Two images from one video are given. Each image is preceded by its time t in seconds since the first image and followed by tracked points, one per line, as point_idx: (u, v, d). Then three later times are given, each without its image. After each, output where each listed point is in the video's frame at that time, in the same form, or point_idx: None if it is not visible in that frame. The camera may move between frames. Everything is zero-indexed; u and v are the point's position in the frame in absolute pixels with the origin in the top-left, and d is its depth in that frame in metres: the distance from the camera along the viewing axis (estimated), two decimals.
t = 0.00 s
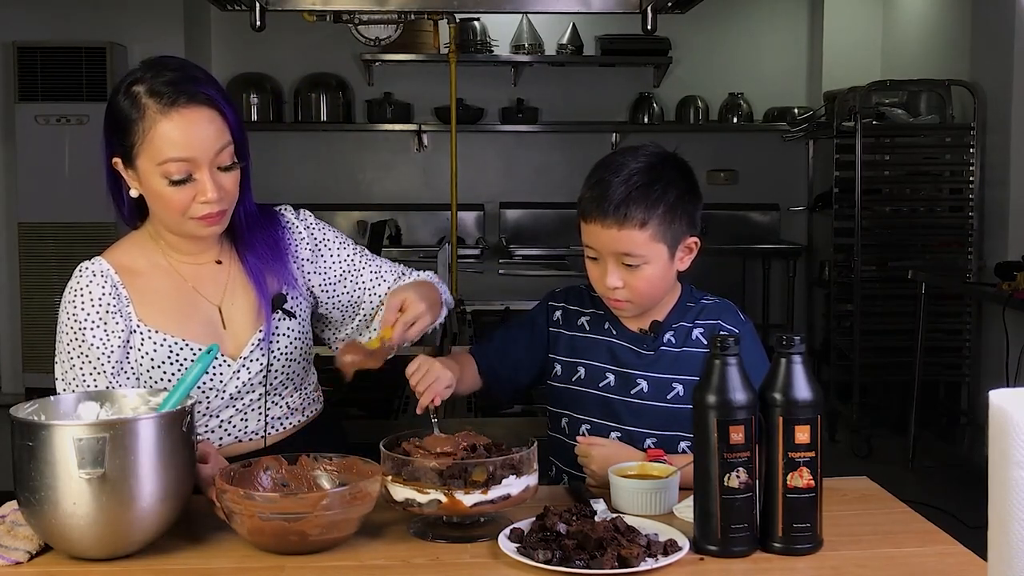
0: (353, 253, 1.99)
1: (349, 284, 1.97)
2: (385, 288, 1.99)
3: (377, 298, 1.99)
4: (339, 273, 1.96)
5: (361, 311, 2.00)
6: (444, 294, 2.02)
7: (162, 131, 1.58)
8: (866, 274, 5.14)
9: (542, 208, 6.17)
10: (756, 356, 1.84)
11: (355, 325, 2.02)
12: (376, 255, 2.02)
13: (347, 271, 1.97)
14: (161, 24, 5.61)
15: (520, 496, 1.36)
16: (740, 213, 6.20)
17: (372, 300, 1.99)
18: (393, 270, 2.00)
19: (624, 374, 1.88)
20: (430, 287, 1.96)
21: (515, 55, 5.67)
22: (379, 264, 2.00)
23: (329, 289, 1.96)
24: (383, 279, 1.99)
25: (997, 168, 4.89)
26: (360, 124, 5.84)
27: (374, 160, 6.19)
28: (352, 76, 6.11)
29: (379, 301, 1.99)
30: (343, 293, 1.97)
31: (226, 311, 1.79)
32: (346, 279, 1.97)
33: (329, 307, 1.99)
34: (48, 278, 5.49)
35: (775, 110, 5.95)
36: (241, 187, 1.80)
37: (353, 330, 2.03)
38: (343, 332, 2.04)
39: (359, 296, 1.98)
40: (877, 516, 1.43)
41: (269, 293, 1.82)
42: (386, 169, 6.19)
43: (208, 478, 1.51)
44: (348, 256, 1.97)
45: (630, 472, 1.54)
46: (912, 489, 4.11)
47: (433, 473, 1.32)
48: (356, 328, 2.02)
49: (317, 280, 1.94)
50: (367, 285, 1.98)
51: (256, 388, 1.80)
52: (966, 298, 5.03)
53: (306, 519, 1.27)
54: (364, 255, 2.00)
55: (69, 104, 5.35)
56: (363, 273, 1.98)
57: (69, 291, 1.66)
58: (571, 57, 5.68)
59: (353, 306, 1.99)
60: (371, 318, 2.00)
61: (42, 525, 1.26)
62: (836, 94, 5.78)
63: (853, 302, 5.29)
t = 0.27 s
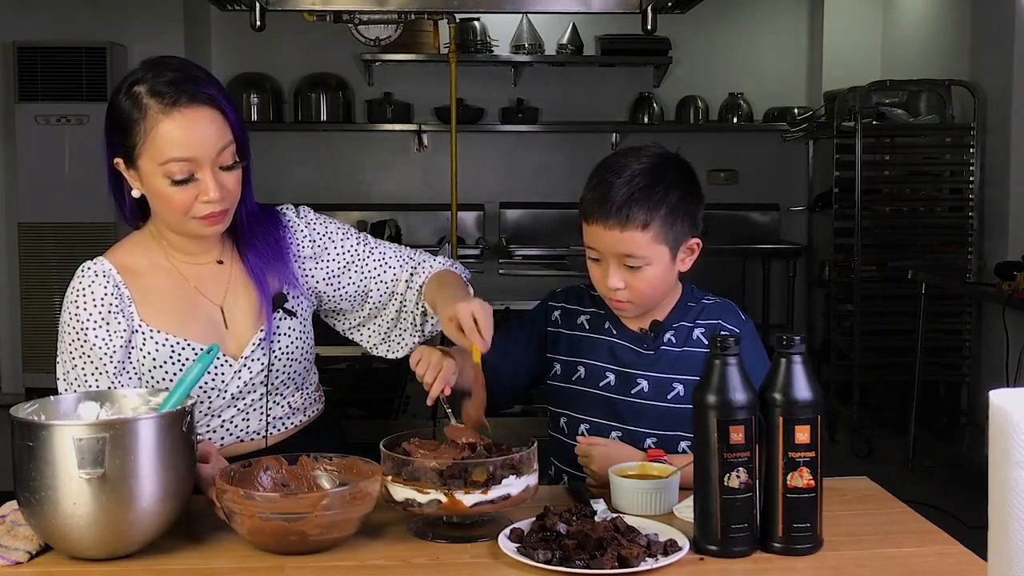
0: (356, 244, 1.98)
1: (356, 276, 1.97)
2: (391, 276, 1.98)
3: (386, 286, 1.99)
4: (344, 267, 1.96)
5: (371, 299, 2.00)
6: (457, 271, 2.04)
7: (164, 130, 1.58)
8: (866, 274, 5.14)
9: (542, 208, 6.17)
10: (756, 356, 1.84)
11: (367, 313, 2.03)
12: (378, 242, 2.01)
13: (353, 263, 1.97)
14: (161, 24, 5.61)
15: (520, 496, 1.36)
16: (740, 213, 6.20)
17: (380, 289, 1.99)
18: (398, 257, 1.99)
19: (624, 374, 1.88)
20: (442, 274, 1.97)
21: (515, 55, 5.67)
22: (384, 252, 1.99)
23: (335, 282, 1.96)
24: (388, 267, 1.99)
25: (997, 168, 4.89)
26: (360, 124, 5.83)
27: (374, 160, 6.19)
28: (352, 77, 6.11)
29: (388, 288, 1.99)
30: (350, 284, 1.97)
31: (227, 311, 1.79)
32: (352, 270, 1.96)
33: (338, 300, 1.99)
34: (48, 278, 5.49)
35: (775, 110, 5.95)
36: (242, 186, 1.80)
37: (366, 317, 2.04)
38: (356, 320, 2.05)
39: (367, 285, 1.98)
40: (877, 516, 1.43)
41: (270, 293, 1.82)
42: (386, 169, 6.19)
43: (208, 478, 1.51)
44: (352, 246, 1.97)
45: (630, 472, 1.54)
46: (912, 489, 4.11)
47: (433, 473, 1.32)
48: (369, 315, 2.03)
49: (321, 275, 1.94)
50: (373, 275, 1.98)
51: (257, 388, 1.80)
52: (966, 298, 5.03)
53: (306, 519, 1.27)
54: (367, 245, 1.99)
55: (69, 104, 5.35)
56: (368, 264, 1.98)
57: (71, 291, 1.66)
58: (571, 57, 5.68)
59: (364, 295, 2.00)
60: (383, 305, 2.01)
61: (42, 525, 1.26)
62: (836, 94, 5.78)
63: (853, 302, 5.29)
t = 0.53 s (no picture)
0: (359, 246, 1.98)
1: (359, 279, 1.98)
2: (394, 279, 1.99)
3: (388, 290, 1.99)
4: (346, 270, 1.96)
5: (372, 304, 2.01)
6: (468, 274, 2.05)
7: (169, 130, 1.58)
8: (866, 274, 5.14)
9: (542, 208, 6.17)
10: (756, 356, 1.84)
11: (367, 316, 2.03)
12: (382, 243, 2.02)
13: (355, 267, 1.97)
14: (161, 24, 5.61)
15: (520, 496, 1.36)
16: (740, 213, 6.20)
17: (383, 293, 2.00)
18: (401, 261, 2.00)
19: (624, 374, 1.88)
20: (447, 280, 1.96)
21: (515, 55, 5.67)
22: (387, 255, 2.00)
23: (337, 284, 1.96)
24: (392, 271, 1.99)
25: (997, 168, 4.89)
26: (360, 124, 5.84)
27: (374, 160, 6.19)
28: (353, 77, 6.11)
29: (390, 291, 2.00)
30: (352, 287, 1.98)
31: (230, 312, 1.78)
32: (355, 273, 1.97)
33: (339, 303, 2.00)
34: (48, 279, 5.49)
35: (775, 110, 5.95)
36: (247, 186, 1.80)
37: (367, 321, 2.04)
38: (357, 322, 2.05)
39: (369, 288, 1.99)
40: (877, 517, 1.43)
41: (273, 293, 1.82)
42: (386, 169, 6.19)
43: (208, 478, 1.51)
44: (355, 249, 1.98)
45: (630, 472, 1.54)
46: (913, 489, 4.11)
47: (433, 473, 1.32)
48: (369, 318, 2.04)
49: (322, 278, 1.94)
50: (377, 278, 1.99)
51: (259, 388, 1.80)
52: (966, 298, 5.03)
53: (306, 519, 1.27)
54: (371, 248, 1.99)
55: (69, 105, 5.35)
56: (372, 267, 1.98)
57: (75, 290, 1.66)
58: (572, 57, 5.68)
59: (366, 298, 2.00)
60: (384, 309, 2.01)
61: (42, 525, 1.26)
62: (836, 94, 5.78)
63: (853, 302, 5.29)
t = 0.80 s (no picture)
0: (361, 246, 1.99)
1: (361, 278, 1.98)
2: (395, 280, 1.99)
3: (388, 290, 2.00)
4: (347, 269, 1.97)
5: (371, 303, 2.01)
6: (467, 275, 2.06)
7: (167, 130, 1.58)
8: (866, 274, 5.14)
9: (542, 208, 6.17)
10: (757, 356, 1.84)
11: (367, 316, 2.03)
12: (382, 244, 2.02)
13: (356, 267, 1.98)
14: (162, 24, 5.61)
15: (521, 496, 1.36)
16: (740, 213, 6.20)
17: (383, 293, 2.00)
18: (403, 261, 2.00)
19: (624, 374, 1.88)
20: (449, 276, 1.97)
21: (515, 55, 5.67)
22: (389, 255, 2.00)
23: (337, 285, 1.96)
24: (393, 271, 2.00)
25: (997, 168, 4.89)
26: (359, 124, 5.84)
27: (374, 160, 6.19)
28: (353, 77, 6.11)
29: (390, 292, 1.99)
30: (353, 287, 1.98)
31: (231, 311, 1.78)
32: (356, 273, 1.98)
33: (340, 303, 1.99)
34: (48, 278, 5.48)
35: (775, 110, 5.95)
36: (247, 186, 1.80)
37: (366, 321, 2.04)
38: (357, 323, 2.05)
39: (370, 288, 1.99)
40: (877, 517, 1.43)
41: (273, 292, 1.82)
42: (386, 169, 6.19)
43: (209, 478, 1.51)
44: (356, 249, 1.98)
45: (630, 472, 1.54)
46: (912, 489, 4.11)
47: (433, 473, 1.32)
48: (369, 318, 2.04)
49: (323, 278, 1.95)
50: (377, 279, 1.99)
51: (259, 388, 1.80)
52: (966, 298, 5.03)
53: (306, 519, 1.27)
54: (373, 249, 2.00)
55: (69, 105, 5.35)
56: (373, 268, 1.99)
57: (75, 289, 1.66)
58: (571, 58, 5.68)
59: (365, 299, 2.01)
60: (383, 309, 2.02)
61: (42, 525, 1.26)
62: (836, 94, 5.78)
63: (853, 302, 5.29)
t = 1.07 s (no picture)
0: (357, 245, 1.99)
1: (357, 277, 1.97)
2: (391, 280, 1.98)
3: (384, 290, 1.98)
4: (344, 268, 1.96)
5: (368, 303, 2.00)
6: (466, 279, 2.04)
7: (162, 131, 1.58)
8: (866, 274, 5.14)
9: (542, 208, 6.17)
10: (756, 356, 1.84)
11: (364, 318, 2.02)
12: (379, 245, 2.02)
13: (353, 265, 1.97)
14: (162, 24, 5.61)
15: (521, 496, 1.36)
16: (740, 213, 6.20)
17: (379, 294, 1.98)
18: (399, 262, 1.99)
19: (623, 375, 1.88)
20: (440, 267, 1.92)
21: (515, 55, 5.67)
22: (386, 256, 1.99)
23: (333, 285, 1.96)
24: (389, 271, 1.98)
25: (997, 168, 4.89)
26: (359, 124, 5.84)
27: (374, 160, 6.19)
28: (353, 77, 6.11)
29: (386, 292, 1.98)
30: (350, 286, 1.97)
31: (228, 311, 1.78)
32: (353, 271, 1.97)
33: (337, 303, 1.99)
34: (48, 278, 5.49)
35: (775, 110, 5.95)
36: (244, 187, 1.80)
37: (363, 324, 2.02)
38: (354, 326, 2.04)
39: (366, 288, 1.98)
40: (876, 517, 1.43)
41: (271, 293, 1.81)
42: (386, 169, 6.19)
43: (208, 478, 1.51)
44: (353, 247, 1.98)
45: (630, 472, 1.54)
46: (912, 489, 4.11)
47: (433, 473, 1.32)
48: (365, 320, 2.02)
49: (320, 277, 1.93)
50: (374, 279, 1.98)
51: (258, 387, 1.80)
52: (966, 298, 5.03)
53: (306, 519, 1.27)
54: (369, 250, 1.99)
55: (69, 105, 5.35)
56: (369, 268, 1.98)
57: (73, 290, 1.66)
58: (571, 57, 5.68)
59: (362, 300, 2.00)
60: (380, 310, 2.00)
61: (42, 526, 1.26)
62: (836, 94, 5.78)
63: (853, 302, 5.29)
